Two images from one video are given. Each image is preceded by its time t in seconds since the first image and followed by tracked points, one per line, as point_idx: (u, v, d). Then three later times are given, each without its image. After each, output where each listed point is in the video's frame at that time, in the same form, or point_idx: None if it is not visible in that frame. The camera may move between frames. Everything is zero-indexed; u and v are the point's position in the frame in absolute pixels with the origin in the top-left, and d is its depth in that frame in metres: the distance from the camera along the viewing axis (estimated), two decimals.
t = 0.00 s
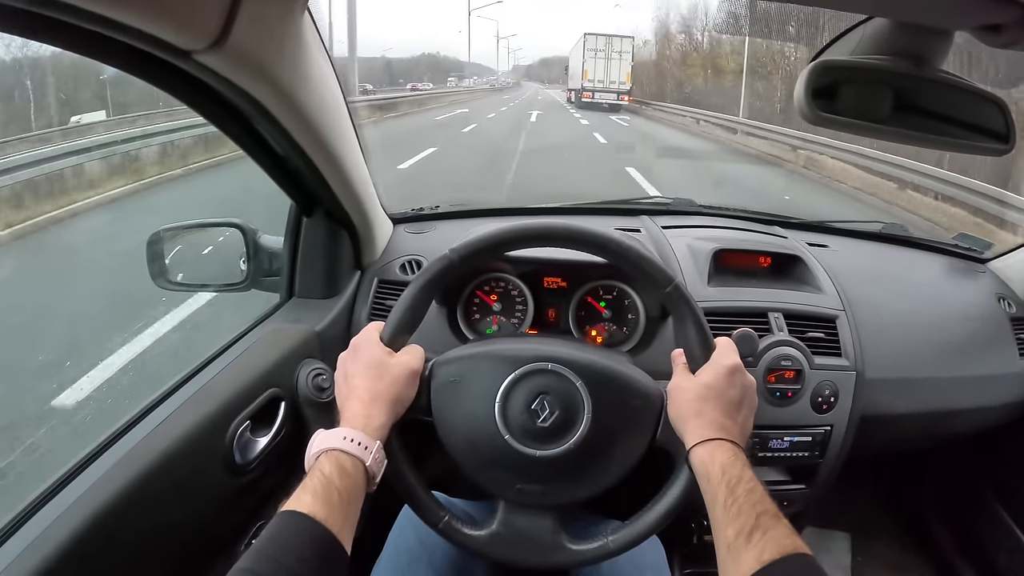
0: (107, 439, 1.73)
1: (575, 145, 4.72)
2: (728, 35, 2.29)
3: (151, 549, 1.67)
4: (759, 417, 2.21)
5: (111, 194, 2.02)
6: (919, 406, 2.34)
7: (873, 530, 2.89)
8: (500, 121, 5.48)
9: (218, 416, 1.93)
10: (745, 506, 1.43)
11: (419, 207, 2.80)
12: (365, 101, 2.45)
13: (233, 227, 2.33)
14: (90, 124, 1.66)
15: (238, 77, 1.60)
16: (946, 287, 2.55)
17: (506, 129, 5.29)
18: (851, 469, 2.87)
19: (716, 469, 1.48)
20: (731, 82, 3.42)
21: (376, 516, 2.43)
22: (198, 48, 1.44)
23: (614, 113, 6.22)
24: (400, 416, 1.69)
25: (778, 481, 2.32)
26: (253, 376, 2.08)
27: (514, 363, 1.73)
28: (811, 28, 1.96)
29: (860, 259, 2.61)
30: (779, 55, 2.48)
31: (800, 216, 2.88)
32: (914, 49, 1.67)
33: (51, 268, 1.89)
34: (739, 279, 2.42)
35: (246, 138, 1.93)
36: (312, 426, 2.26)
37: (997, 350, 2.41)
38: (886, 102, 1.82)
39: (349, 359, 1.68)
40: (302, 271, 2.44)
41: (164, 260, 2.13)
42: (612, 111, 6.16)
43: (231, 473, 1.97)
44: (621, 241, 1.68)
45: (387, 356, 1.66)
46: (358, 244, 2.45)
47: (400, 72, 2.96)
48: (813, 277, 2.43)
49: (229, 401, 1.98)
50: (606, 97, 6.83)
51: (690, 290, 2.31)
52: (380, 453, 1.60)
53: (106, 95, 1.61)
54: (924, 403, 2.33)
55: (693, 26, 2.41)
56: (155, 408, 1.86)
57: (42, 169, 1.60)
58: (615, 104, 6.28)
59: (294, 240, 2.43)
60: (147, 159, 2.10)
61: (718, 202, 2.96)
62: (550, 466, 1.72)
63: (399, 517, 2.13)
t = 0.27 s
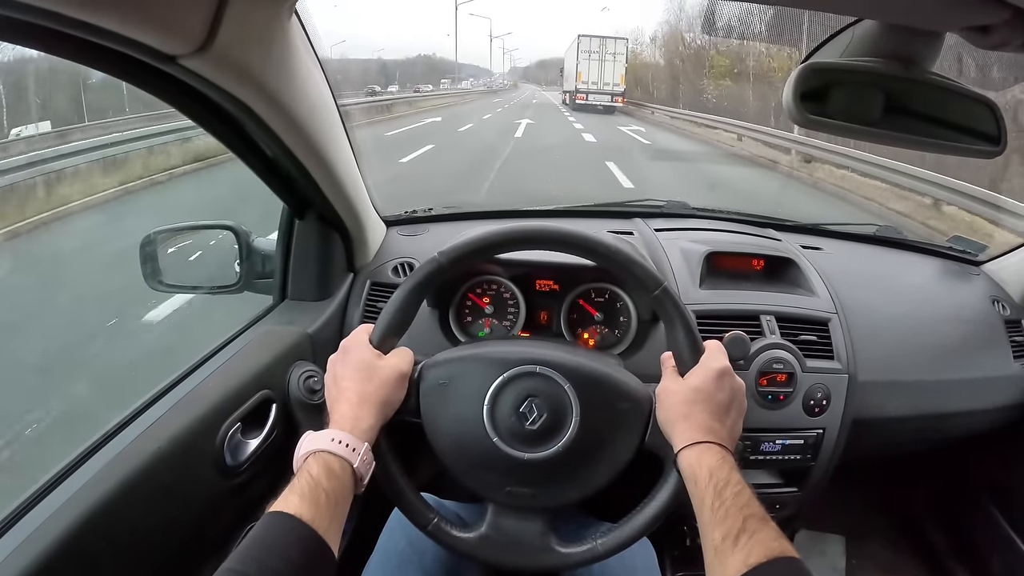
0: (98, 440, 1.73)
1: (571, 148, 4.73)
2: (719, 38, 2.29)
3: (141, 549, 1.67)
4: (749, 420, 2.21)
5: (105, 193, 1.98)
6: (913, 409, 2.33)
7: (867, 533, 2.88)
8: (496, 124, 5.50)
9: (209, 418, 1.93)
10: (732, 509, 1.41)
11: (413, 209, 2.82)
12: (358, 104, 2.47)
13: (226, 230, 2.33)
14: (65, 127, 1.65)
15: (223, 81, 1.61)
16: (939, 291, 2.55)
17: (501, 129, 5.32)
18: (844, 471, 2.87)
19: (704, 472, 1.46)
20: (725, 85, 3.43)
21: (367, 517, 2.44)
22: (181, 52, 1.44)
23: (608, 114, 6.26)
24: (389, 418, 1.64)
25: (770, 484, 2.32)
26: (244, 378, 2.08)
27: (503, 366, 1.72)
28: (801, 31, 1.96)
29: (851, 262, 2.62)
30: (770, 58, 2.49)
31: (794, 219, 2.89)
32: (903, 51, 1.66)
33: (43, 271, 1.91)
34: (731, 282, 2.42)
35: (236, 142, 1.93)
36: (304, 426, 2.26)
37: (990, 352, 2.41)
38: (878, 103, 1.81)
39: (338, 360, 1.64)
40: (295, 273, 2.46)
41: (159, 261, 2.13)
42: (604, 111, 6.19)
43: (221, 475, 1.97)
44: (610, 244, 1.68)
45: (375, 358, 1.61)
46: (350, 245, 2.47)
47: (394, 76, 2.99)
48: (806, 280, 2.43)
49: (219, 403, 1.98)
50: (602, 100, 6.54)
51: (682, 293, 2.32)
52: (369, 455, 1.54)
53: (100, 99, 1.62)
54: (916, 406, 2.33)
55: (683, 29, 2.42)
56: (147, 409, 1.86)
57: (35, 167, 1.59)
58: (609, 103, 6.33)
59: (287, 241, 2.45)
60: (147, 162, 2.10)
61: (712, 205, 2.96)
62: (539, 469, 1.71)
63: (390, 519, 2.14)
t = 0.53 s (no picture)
0: (92, 442, 1.73)
1: (568, 150, 4.74)
2: (711, 41, 2.30)
3: (134, 551, 1.67)
4: (742, 422, 2.21)
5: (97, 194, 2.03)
6: (907, 411, 2.33)
7: (863, 534, 2.87)
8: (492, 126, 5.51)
9: (202, 421, 1.93)
10: (722, 511, 1.40)
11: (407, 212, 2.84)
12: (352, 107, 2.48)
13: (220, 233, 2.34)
14: (41, 133, 1.60)
15: (213, 87, 1.61)
16: (933, 292, 2.55)
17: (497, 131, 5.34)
18: (840, 472, 2.87)
19: (694, 474, 1.45)
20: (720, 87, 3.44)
21: (362, 520, 2.44)
22: (170, 59, 1.45)
23: (603, 115, 6.29)
24: (380, 422, 1.64)
25: (764, 486, 2.32)
26: (238, 381, 2.08)
27: (494, 369, 1.71)
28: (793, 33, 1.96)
29: (845, 264, 2.63)
30: (762, 60, 2.50)
31: (789, 221, 2.89)
32: (893, 56, 1.67)
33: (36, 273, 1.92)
34: (724, 284, 2.42)
35: (228, 146, 1.93)
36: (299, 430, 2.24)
37: (985, 354, 2.41)
38: (870, 105, 1.82)
39: (330, 363, 1.63)
40: (289, 276, 2.47)
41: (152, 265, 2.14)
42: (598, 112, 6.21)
43: (215, 477, 1.97)
44: (600, 247, 1.68)
45: (367, 361, 1.61)
46: (344, 248, 2.48)
47: (389, 79, 3.00)
48: (799, 281, 2.44)
49: (212, 405, 1.98)
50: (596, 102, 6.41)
51: (675, 295, 2.32)
52: (360, 457, 1.54)
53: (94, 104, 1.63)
54: (910, 407, 2.33)
55: (674, 31, 2.43)
56: (141, 411, 1.87)
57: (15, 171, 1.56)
58: (604, 104, 6.35)
59: (280, 245, 2.46)
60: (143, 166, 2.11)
61: (707, 207, 2.97)
62: (531, 472, 1.69)
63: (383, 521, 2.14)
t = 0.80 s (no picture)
0: (89, 445, 1.73)
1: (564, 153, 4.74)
2: (706, 44, 2.30)
3: (131, 555, 1.67)
4: (740, 425, 2.21)
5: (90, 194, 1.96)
6: (904, 412, 2.33)
7: (861, 536, 2.87)
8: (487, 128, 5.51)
9: (199, 424, 1.93)
10: (721, 513, 1.40)
11: (404, 215, 2.84)
12: (348, 110, 2.48)
13: (217, 235, 2.35)
14: (25, 137, 1.55)
15: (212, 89, 1.61)
16: (930, 294, 2.56)
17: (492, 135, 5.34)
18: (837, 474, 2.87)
19: (692, 476, 1.45)
20: (716, 90, 3.45)
21: (360, 523, 2.44)
22: (169, 61, 1.45)
23: (597, 118, 6.30)
24: (378, 425, 1.63)
25: (761, 489, 2.32)
26: (235, 384, 2.08)
27: (492, 372, 1.70)
28: (789, 36, 1.97)
29: (842, 266, 2.64)
30: (759, 63, 2.50)
31: (786, 223, 2.90)
32: (889, 58, 1.65)
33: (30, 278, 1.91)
34: (721, 287, 2.43)
35: (226, 149, 1.92)
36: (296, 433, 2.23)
37: (981, 355, 2.41)
38: (867, 109, 1.82)
39: (328, 366, 1.62)
40: (287, 279, 2.47)
41: (149, 267, 2.14)
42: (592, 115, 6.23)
43: (212, 481, 1.97)
44: (597, 249, 1.68)
45: (365, 364, 1.60)
46: (341, 251, 2.48)
47: (383, 82, 3.01)
48: (797, 284, 2.44)
49: (209, 409, 1.97)
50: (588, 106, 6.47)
51: (673, 298, 2.32)
52: (358, 461, 1.54)
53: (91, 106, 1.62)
54: (907, 409, 2.33)
55: (670, 34, 2.43)
56: (138, 414, 1.86)
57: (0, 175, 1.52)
58: (597, 107, 6.37)
59: (278, 247, 2.46)
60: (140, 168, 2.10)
61: (704, 210, 2.97)
62: (529, 475, 1.69)
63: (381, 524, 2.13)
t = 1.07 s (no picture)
0: (85, 448, 1.72)
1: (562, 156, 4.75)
2: (702, 47, 2.31)
3: (127, 558, 1.66)
4: (737, 427, 2.21)
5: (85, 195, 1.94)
6: (901, 415, 2.33)
7: (858, 538, 2.87)
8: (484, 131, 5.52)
9: (195, 427, 1.92)
10: (717, 515, 1.39)
11: (401, 218, 2.84)
12: (346, 112, 2.48)
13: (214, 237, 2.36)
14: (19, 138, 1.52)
15: (209, 91, 1.61)
16: (927, 297, 2.56)
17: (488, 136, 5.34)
18: (833, 476, 2.87)
19: (689, 478, 1.45)
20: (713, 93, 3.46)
21: (357, 526, 2.43)
22: (166, 63, 1.45)
23: (593, 121, 6.32)
24: (375, 428, 1.63)
25: (757, 491, 2.32)
26: (231, 387, 2.07)
27: (488, 375, 1.70)
28: (785, 39, 1.97)
29: (839, 269, 2.64)
30: (755, 66, 2.51)
31: (783, 226, 2.90)
32: (888, 61, 1.66)
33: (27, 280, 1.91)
34: (718, 289, 2.43)
35: (223, 151, 1.92)
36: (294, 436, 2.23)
37: (978, 357, 2.42)
38: (863, 113, 1.81)
39: (325, 369, 1.62)
40: (284, 282, 2.47)
41: (147, 269, 2.14)
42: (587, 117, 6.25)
43: (208, 484, 1.96)
44: (594, 253, 1.68)
45: (362, 368, 1.60)
46: (338, 254, 2.48)
47: (381, 85, 3.02)
48: (794, 288, 2.44)
49: (206, 411, 1.97)
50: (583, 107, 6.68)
51: (669, 301, 2.33)
52: (355, 464, 1.54)
53: (88, 108, 1.62)
54: (903, 411, 2.33)
55: (666, 38, 2.44)
56: (134, 417, 1.86)
57: None
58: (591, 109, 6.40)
59: (275, 250, 2.46)
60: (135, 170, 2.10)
61: (700, 213, 2.98)
62: (525, 478, 1.69)
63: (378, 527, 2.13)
